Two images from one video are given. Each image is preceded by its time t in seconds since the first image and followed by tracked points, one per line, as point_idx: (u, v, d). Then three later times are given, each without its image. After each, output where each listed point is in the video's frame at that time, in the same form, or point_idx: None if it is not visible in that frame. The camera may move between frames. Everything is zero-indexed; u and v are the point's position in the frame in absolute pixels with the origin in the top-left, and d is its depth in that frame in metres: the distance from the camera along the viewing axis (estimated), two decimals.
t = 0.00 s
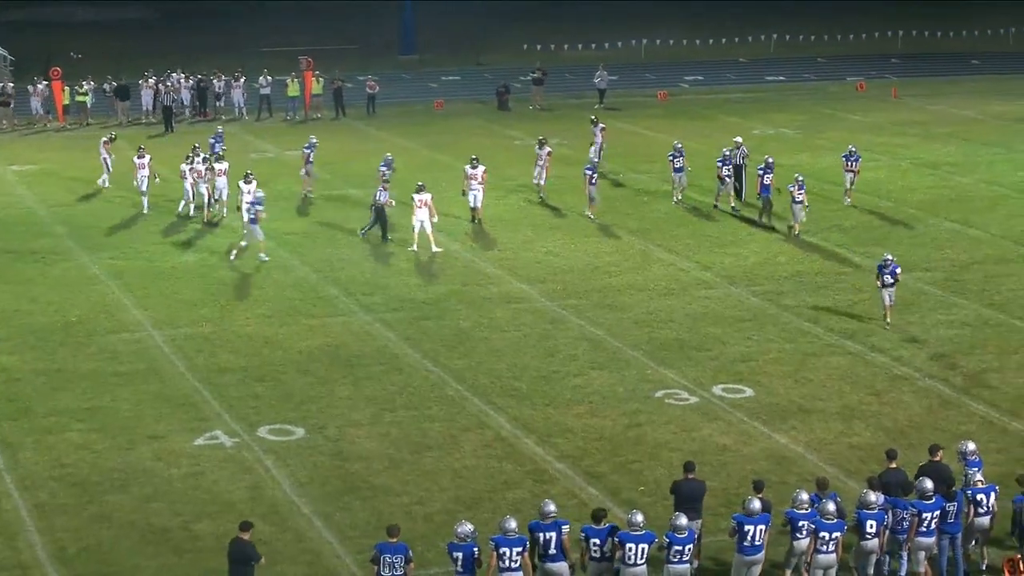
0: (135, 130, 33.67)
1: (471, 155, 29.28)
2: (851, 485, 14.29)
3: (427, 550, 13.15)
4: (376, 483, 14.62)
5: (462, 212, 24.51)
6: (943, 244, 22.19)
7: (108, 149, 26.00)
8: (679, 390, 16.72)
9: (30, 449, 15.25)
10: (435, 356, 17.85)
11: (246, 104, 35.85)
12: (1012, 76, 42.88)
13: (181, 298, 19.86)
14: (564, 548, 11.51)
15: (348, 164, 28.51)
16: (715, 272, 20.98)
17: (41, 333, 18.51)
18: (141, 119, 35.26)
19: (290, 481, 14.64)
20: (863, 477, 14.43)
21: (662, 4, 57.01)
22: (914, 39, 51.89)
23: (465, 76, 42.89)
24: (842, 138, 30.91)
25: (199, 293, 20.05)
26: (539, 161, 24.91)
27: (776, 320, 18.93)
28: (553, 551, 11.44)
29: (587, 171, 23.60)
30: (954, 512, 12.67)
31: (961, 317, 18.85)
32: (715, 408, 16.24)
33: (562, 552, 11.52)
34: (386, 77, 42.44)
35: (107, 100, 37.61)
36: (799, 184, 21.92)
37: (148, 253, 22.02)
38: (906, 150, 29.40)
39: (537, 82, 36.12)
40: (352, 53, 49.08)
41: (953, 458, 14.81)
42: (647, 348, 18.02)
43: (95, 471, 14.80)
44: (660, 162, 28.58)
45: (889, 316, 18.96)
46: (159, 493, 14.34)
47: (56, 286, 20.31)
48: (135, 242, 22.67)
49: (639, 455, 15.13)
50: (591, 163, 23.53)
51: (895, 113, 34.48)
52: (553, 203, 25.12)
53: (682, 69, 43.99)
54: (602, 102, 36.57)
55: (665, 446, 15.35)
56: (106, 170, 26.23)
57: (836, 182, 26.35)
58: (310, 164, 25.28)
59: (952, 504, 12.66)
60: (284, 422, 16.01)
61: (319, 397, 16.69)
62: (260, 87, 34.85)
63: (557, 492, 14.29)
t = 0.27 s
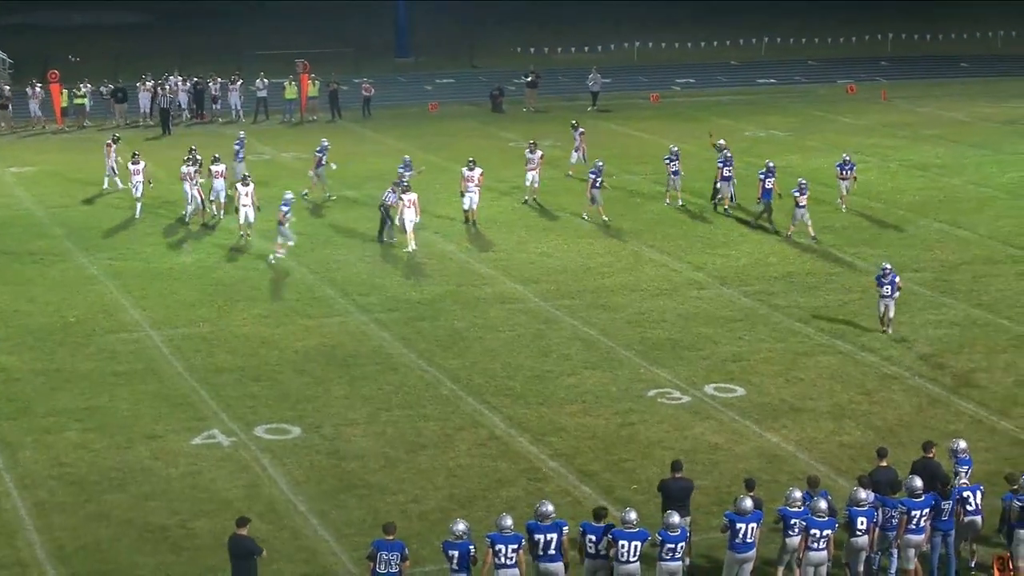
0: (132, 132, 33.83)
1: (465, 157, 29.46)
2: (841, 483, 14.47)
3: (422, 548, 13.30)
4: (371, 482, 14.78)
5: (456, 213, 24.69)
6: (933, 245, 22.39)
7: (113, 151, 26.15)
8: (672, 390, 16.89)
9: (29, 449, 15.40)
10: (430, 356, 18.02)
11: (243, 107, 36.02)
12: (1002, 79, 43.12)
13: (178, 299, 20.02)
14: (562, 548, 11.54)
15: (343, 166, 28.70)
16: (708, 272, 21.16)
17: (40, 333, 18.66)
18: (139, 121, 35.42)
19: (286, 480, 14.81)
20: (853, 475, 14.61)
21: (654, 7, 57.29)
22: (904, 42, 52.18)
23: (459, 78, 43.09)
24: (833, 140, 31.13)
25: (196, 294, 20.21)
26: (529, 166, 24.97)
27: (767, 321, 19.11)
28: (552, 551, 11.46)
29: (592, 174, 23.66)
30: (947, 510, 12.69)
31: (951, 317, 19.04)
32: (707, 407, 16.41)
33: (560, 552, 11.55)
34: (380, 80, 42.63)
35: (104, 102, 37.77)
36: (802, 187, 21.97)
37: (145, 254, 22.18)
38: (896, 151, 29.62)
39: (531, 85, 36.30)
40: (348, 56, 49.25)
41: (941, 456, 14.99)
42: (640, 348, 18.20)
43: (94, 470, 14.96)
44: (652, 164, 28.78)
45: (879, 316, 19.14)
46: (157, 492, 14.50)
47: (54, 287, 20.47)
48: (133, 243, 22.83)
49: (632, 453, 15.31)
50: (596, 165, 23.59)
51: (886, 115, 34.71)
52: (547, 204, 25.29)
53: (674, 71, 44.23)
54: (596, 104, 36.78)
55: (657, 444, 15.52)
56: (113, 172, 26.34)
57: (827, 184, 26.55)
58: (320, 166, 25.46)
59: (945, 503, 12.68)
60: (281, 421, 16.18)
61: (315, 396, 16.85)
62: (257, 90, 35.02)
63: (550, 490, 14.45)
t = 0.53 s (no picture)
0: (133, 133, 33.96)
1: (462, 159, 29.61)
2: (835, 481, 14.62)
3: (420, 546, 13.45)
4: (370, 480, 14.92)
5: (453, 215, 24.83)
6: (927, 245, 22.54)
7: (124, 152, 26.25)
8: (668, 389, 17.04)
9: (30, 447, 15.54)
10: (428, 356, 18.16)
11: (242, 108, 36.16)
12: (996, 81, 43.26)
13: (178, 299, 20.17)
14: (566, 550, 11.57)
15: (340, 168, 28.84)
16: (703, 273, 21.30)
17: (40, 333, 18.79)
18: (140, 123, 35.57)
19: (285, 479, 14.95)
20: (847, 473, 14.75)
21: (650, 10, 57.45)
22: (898, 44, 52.35)
23: (456, 80, 43.23)
24: (827, 141, 31.29)
25: (195, 295, 20.35)
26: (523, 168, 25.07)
27: (762, 320, 19.26)
28: (557, 553, 11.48)
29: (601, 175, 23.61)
30: (945, 507, 12.75)
31: (944, 317, 19.19)
32: (703, 406, 16.56)
33: (564, 554, 11.57)
34: (378, 82, 42.77)
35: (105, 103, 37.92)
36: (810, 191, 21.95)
37: (145, 255, 22.32)
38: (890, 153, 29.77)
39: (528, 87, 36.43)
40: (346, 58, 49.35)
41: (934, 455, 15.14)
42: (636, 347, 18.35)
43: (95, 469, 15.10)
44: (648, 165, 28.92)
45: (873, 316, 19.30)
46: (158, 490, 14.63)
47: (54, 287, 20.60)
48: (132, 244, 22.97)
49: (628, 452, 15.45)
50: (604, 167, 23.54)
51: (880, 117, 34.87)
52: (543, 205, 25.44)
53: (670, 73, 44.38)
54: (592, 106, 36.93)
55: (653, 443, 15.66)
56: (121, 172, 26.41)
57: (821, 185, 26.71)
58: (334, 168, 25.63)
59: (943, 500, 12.74)
60: (280, 420, 16.32)
61: (314, 395, 16.99)
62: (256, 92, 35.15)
63: (547, 489, 14.60)
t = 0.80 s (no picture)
0: (134, 135, 34.08)
1: (460, 160, 29.74)
2: (831, 480, 14.74)
3: (419, 544, 13.56)
4: (369, 479, 15.04)
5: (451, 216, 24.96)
6: (923, 246, 22.67)
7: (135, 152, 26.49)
8: (666, 389, 17.16)
9: (33, 446, 15.66)
10: (427, 355, 18.29)
11: (244, 110, 36.29)
12: (992, 83, 43.40)
13: (179, 299, 20.28)
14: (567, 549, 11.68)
15: (339, 169, 28.98)
16: (701, 273, 21.43)
17: (42, 334, 18.91)
18: (142, 125, 35.70)
19: (286, 478, 15.06)
20: (843, 472, 14.87)
21: (648, 12, 57.62)
22: (894, 46, 52.50)
23: (455, 82, 43.36)
24: (824, 143, 31.43)
25: (195, 295, 20.46)
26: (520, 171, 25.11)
27: (759, 320, 19.39)
28: (557, 553, 11.59)
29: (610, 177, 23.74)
30: (943, 506, 12.76)
31: (939, 317, 19.32)
32: (700, 406, 16.69)
33: (565, 553, 11.67)
34: (377, 84, 42.89)
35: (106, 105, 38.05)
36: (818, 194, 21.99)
37: (147, 256, 22.44)
38: (886, 154, 29.91)
39: (526, 88, 36.56)
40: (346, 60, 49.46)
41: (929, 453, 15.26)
42: (634, 347, 18.47)
43: (96, 468, 15.21)
44: (646, 166, 29.05)
45: (869, 316, 19.44)
46: (159, 489, 14.75)
47: (56, 288, 20.72)
48: (134, 244, 23.10)
49: (626, 451, 15.57)
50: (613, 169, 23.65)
51: (877, 118, 35.02)
52: (541, 206, 25.57)
53: (667, 75, 44.51)
54: (590, 107, 37.06)
55: (650, 442, 15.79)
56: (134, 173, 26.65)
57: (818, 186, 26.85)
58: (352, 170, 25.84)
59: (941, 499, 12.76)
60: (280, 419, 16.44)
61: (314, 395, 17.11)
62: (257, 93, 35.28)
63: (546, 488, 14.71)
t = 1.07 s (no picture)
0: (134, 136, 34.13)
1: (458, 161, 29.80)
2: (829, 479, 14.81)
3: (419, 544, 13.62)
4: (368, 478, 15.11)
5: (449, 216, 25.02)
6: (919, 246, 22.74)
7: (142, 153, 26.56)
8: (664, 388, 17.22)
9: (33, 446, 15.72)
10: (426, 355, 18.35)
11: (243, 111, 36.35)
12: (988, 84, 43.49)
13: (178, 299, 20.34)
14: (565, 548, 11.74)
15: (337, 169, 29.03)
16: (698, 274, 21.51)
17: (42, 334, 18.96)
18: (142, 125, 35.76)
19: (285, 477, 15.12)
20: (840, 471, 14.94)
21: (644, 14, 57.68)
22: (890, 48, 52.59)
23: (452, 83, 43.41)
24: (821, 143, 31.50)
25: (194, 295, 20.52)
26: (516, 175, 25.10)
27: (756, 320, 19.46)
28: (556, 552, 11.66)
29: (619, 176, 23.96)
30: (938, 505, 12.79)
31: (936, 317, 19.40)
32: (698, 405, 16.76)
33: (563, 552, 11.74)
34: (375, 85, 42.94)
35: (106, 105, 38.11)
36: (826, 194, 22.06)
37: (146, 256, 22.49)
38: (883, 154, 29.99)
39: (523, 89, 36.62)
40: (345, 60, 49.52)
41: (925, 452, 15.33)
42: (632, 347, 18.54)
43: (96, 468, 15.26)
44: (643, 167, 29.12)
45: (866, 316, 19.52)
46: (159, 489, 14.80)
47: (56, 288, 20.77)
48: (133, 245, 23.15)
49: (624, 450, 15.64)
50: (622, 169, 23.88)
51: (873, 119, 35.11)
52: (539, 207, 25.64)
53: (664, 76, 44.55)
54: (587, 108, 37.12)
55: (648, 441, 15.86)
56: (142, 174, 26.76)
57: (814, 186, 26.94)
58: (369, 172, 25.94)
59: (937, 498, 12.79)
60: (280, 419, 16.51)
61: (313, 395, 17.17)
62: (256, 94, 35.34)
63: (544, 487, 14.78)
